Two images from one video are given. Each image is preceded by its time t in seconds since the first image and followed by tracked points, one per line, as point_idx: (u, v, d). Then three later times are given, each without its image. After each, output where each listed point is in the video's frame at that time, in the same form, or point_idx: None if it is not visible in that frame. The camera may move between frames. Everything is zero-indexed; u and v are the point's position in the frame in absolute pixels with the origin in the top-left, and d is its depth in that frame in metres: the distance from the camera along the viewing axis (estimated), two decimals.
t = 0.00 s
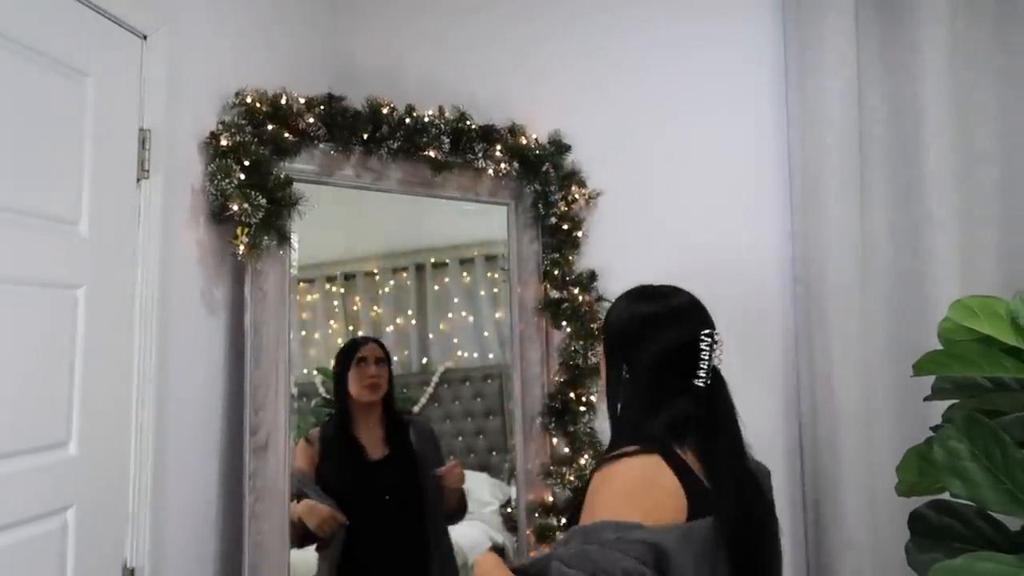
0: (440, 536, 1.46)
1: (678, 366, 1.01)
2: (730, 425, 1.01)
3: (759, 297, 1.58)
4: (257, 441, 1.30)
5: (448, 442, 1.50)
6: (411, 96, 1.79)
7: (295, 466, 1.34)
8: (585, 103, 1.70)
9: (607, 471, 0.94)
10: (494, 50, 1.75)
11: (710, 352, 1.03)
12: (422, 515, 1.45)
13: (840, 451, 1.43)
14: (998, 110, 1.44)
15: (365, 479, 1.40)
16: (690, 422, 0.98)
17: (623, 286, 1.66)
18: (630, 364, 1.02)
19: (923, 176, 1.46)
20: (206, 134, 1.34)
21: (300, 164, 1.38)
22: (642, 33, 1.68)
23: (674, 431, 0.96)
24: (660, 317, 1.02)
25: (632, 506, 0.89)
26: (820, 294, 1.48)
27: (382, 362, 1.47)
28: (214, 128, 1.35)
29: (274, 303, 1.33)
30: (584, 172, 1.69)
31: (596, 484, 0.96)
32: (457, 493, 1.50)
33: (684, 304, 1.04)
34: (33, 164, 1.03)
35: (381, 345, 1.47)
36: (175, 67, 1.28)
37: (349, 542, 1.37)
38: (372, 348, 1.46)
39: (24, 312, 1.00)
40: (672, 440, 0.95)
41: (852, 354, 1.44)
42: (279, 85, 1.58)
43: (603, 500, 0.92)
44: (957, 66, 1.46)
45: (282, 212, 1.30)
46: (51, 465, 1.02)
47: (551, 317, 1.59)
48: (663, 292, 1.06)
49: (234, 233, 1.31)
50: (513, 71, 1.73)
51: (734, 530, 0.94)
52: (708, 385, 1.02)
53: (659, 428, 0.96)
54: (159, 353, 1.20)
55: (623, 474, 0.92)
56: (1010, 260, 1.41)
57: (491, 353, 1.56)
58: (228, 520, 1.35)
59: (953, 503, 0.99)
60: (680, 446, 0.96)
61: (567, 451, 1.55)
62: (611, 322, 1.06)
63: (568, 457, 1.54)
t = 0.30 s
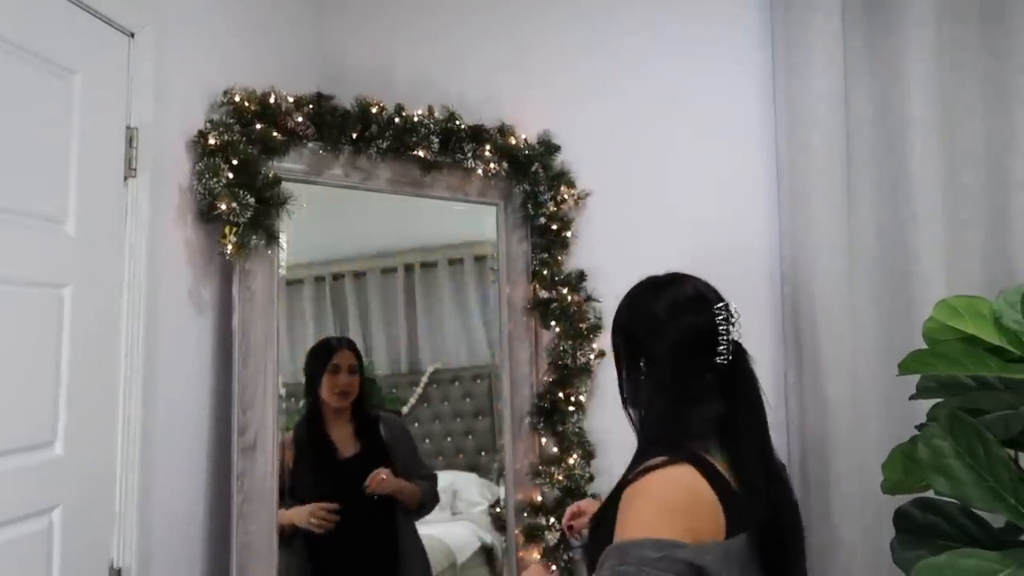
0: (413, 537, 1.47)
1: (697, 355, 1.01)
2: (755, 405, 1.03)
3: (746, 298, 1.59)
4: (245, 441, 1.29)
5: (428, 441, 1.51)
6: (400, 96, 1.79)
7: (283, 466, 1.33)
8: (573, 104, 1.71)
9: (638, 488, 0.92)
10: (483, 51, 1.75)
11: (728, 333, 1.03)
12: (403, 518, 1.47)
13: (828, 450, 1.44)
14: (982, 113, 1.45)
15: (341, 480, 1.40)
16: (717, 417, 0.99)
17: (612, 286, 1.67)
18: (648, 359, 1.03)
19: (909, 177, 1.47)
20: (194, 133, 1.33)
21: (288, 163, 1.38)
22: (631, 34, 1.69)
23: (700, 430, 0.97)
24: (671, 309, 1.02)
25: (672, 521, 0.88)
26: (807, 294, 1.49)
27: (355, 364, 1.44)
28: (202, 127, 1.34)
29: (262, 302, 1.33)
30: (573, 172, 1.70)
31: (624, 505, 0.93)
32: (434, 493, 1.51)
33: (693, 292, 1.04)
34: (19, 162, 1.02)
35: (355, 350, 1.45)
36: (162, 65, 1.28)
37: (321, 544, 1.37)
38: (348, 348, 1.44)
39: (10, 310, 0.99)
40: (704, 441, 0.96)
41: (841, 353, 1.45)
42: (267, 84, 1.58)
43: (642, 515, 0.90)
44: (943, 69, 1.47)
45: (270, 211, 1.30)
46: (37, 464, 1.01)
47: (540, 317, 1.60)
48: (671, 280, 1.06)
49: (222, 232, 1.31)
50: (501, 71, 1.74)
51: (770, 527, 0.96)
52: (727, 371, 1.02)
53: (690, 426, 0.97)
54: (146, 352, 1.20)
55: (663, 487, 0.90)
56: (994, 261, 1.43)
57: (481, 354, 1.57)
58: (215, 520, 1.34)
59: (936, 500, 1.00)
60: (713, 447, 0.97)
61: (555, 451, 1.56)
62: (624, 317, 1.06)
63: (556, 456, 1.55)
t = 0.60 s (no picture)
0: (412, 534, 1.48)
1: (701, 349, 1.01)
2: (758, 396, 1.04)
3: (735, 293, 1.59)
4: (235, 435, 1.29)
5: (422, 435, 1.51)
6: (391, 90, 1.78)
7: (274, 461, 1.33)
8: (563, 99, 1.71)
9: (664, 487, 0.94)
10: (473, 45, 1.75)
11: (731, 325, 1.03)
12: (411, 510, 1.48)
13: (818, 443, 1.45)
14: (970, 110, 1.46)
15: (335, 476, 1.40)
16: (726, 412, 1.01)
17: (603, 281, 1.67)
18: (652, 353, 1.03)
19: (896, 174, 1.48)
20: (183, 126, 1.32)
21: (278, 157, 1.38)
22: (621, 30, 1.69)
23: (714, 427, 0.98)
24: (673, 302, 1.01)
25: (704, 509, 0.91)
26: (797, 289, 1.50)
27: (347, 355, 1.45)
28: (191, 120, 1.34)
29: (252, 296, 1.32)
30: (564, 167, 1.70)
31: (651, 504, 0.95)
32: (428, 489, 1.51)
33: (694, 284, 1.03)
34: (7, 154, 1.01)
35: (344, 343, 1.44)
36: (151, 57, 1.27)
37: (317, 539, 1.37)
38: (337, 341, 1.44)
39: None
40: (719, 441, 0.98)
41: (830, 349, 1.46)
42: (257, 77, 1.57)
43: (676, 509, 0.91)
44: (931, 67, 1.48)
45: (260, 205, 1.30)
46: (27, 459, 1.01)
47: (530, 312, 1.60)
48: (670, 272, 1.05)
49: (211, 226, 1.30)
50: (492, 66, 1.74)
51: (782, 517, 1.00)
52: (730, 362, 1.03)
53: (699, 422, 0.99)
54: (135, 346, 1.19)
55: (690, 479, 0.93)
56: (981, 257, 1.44)
57: (471, 349, 1.57)
58: (204, 515, 1.33)
59: (923, 492, 1.01)
60: (728, 446, 0.98)
61: (545, 444, 1.56)
62: (626, 310, 1.05)
63: (546, 449, 1.55)
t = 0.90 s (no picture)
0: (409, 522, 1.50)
1: (703, 331, 1.14)
2: (767, 380, 1.15)
3: (728, 281, 1.60)
4: (229, 423, 1.28)
5: (411, 425, 1.52)
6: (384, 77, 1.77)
7: (269, 449, 1.33)
8: (557, 88, 1.71)
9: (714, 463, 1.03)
10: (467, 33, 1.74)
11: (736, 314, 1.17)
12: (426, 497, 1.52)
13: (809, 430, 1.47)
14: (964, 100, 1.47)
15: (329, 464, 1.42)
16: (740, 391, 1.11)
17: (597, 270, 1.68)
18: (659, 336, 1.16)
19: (889, 163, 1.49)
20: (175, 114, 1.31)
21: (271, 145, 1.37)
22: (615, 19, 1.70)
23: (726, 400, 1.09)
24: (675, 291, 1.16)
25: (748, 477, 1.01)
26: (789, 277, 1.51)
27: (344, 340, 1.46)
28: (183, 107, 1.32)
29: (246, 285, 1.32)
30: (557, 155, 1.70)
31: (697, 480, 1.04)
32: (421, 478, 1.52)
33: (697, 275, 1.17)
34: None
35: (343, 329, 1.46)
36: (143, 43, 1.26)
37: (326, 524, 1.41)
38: (335, 328, 1.45)
39: None
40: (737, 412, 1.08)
41: (823, 338, 1.46)
42: (249, 63, 1.56)
43: (722, 481, 1.02)
44: (925, 56, 1.48)
45: (254, 192, 1.29)
46: (23, 446, 1.01)
47: (524, 301, 1.60)
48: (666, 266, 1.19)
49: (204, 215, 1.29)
50: (485, 54, 1.73)
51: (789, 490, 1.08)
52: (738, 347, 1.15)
53: (710, 394, 1.10)
54: (129, 334, 1.19)
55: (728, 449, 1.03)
56: (973, 245, 1.46)
57: (466, 338, 1.57)
58: (199, 502, 1.34)
59: (915, 478, 1.02)
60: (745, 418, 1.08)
61: (539, 432, 1.57)
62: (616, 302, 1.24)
63: (540, 437, 1.56)
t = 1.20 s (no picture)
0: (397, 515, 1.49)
1: (703, 315, 1.23)
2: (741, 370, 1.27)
3: (719, 273, 1.61)
4: (221, 414, 1.28)
5: (382, 425, 1.49)
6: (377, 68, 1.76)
7: (261, 440, 1.33)
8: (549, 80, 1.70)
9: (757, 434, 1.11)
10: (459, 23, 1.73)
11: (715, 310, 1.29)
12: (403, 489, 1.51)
13: (798, 421, 1.48)
14: (951, 96, 1.47)
15: (321, 457, 1.41)
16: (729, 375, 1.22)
17: (589, 262, 1.68)
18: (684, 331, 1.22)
19: (879, 156, 1.49)
20: (166, 104, 1.29)
21: (263, 136, 1.36)
22: (607, 12, 1.70)
23: (722, 394, 1.19)
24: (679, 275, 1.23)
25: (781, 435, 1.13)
26: (780, 269, 1.51)
27: (330, 333, 1.44)
28: (174, 98, 1.30)
29: (238, 276, 1.31)
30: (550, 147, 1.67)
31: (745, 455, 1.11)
32: (413, 471, 1.52)
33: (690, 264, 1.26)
34: None
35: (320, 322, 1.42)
36: (134, 33, 1.26)
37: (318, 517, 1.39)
38: (326, 321, 1.43)
39: None
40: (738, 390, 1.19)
41: (812, 330, 1.47)
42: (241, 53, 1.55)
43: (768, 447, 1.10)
44: (914, 50, 1.49)
45: (246, 183, 1.29)
46: (13, 437, 1.01)
47: (516, 292, 1.61)
48: (674, 266, 1.24)
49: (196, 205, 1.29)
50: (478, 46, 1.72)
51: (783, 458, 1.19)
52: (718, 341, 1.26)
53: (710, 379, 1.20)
54: (121, 325, 1.19)
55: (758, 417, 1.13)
56: (963, 239, 1.45)
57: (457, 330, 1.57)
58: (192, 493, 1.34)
59: (903, 468, 1.03)
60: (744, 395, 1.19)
61: (531, 424, 1.58)
62: (635, 296, 1.23)
63: (532, 429, 1.57)
